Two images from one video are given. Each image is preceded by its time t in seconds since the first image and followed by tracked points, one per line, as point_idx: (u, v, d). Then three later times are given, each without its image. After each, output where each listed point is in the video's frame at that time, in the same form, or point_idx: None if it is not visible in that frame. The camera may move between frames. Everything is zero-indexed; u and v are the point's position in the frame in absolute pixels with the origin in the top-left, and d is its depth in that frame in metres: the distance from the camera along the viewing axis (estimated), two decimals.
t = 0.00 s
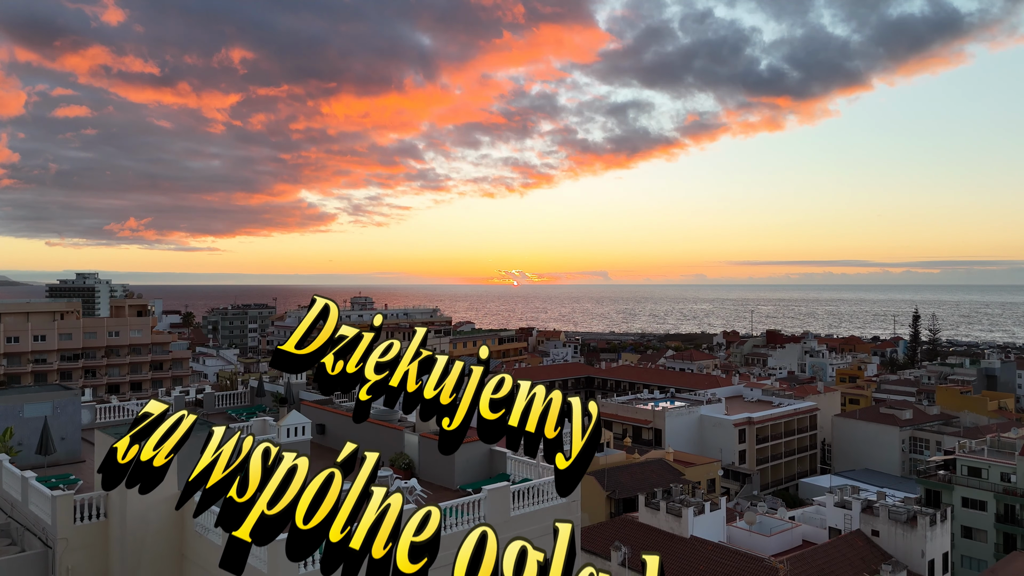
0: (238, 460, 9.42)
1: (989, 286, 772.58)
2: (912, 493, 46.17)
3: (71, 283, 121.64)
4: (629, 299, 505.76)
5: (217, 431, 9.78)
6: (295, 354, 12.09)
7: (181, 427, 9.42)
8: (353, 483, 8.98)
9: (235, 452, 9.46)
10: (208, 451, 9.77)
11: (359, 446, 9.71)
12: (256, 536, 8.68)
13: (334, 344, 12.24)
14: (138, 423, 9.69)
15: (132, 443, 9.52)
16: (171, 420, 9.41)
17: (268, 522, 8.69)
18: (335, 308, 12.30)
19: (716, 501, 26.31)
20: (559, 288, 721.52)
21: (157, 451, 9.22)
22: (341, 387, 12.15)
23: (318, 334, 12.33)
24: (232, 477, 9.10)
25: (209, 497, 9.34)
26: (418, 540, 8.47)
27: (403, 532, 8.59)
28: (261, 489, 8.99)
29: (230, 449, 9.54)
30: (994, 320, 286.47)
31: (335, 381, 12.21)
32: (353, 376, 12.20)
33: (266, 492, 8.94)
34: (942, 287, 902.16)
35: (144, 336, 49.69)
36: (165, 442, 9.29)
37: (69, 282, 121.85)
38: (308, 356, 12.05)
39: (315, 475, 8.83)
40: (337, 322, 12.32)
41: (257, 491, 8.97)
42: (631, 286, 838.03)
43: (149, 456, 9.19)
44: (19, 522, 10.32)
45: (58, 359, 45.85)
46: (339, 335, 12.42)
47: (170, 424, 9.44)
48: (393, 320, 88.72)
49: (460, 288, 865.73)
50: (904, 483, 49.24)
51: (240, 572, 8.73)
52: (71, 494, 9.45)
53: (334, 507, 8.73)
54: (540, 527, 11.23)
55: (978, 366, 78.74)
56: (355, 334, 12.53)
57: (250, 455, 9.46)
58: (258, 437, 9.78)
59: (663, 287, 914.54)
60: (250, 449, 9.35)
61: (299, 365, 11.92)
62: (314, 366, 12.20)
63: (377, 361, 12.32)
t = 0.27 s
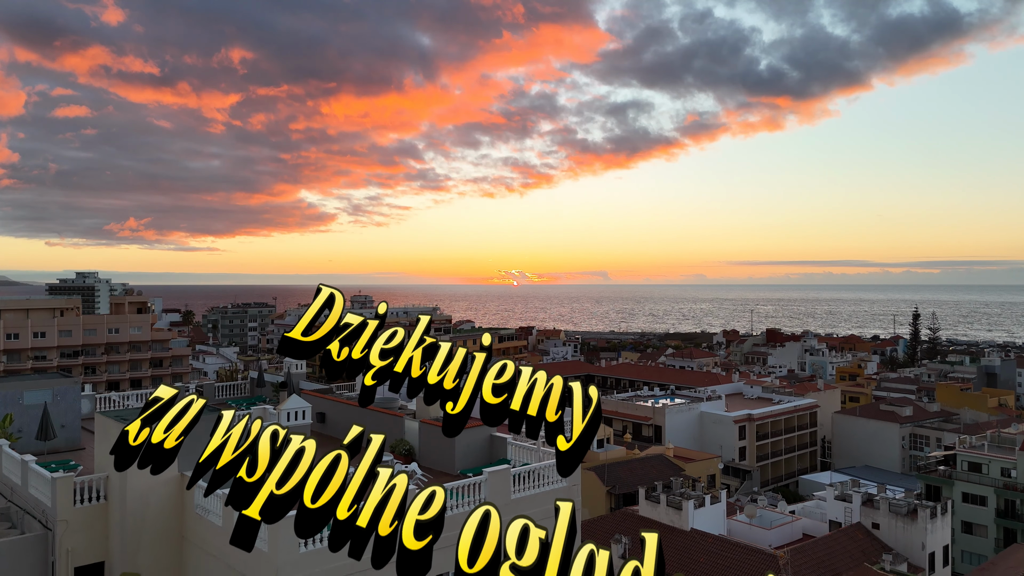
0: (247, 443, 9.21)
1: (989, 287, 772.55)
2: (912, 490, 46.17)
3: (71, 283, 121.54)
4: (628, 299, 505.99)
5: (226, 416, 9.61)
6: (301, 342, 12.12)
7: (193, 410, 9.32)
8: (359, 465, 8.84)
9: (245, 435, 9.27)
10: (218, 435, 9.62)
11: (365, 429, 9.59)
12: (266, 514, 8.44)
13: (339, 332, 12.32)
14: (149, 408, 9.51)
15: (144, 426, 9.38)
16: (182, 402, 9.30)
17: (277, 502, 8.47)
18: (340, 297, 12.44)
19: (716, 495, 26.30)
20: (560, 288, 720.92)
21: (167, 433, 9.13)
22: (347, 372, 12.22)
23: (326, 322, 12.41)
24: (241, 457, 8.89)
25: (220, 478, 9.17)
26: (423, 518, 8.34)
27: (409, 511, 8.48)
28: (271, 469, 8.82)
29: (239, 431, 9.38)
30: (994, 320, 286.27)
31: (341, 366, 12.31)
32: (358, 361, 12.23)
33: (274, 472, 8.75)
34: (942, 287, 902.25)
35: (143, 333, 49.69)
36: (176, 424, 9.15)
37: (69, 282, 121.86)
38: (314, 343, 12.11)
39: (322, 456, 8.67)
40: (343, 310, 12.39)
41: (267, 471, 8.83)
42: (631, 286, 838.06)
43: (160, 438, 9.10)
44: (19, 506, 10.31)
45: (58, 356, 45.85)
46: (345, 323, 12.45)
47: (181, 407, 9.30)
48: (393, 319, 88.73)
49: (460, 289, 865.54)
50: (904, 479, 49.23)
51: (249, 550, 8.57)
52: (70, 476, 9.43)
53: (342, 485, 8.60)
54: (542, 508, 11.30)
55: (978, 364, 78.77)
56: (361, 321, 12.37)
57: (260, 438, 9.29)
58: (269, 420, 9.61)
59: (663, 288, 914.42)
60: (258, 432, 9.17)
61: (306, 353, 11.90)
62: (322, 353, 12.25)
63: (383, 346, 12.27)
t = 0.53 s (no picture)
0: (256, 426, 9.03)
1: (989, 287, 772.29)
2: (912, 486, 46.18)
3: (71, 281, 121.60)
4: (628, 298, 506.02)
5: (234, 400, 9.38)
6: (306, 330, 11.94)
7: (201, 397, 9.22)
8: (366, 446, 8.76)
9: (253, 418, 9.05)
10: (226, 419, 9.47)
11: (370, 413, 9.53)
12: (275, 492, 8.24)
13: (345, 319, 12.17)
14: (159, 393, 9.40)
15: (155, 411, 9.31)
16: (191, 388, 9.21)
17: (286, 481, 8.29)
18: (343, 288, 11.99)
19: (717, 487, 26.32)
20: (559, 288, 720.93)
21: (176, 417, 9.00)
22: (352, 358, 12.10)
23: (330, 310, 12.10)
24: (250, 440, 8.74)
25: (228, 460, 8.99)
26: (427, 497, 8.28)
27: (415, 491, 8.41)
28: (279, 452, 8.70)
29: (248, 414, 9.23)
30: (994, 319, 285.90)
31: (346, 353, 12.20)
32: (363, 348, 12.09)
33: (283, 454, 8.59)
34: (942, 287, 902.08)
35: (143, 329, 49.73)
36: (186, 408, 9.04)
37: (69, 280, 121.93)
38: (319, 331, 11.93)
39: (329, 439, 8.58)
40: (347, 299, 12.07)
41: (275, 453, 8.70)
42: (631, 287, 839.30)
43: (170, 422, 8.96)
44: (19, 487, 10.30)
45: (58, 352, 45.90)
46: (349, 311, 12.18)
47: (191, 391, 9.24)
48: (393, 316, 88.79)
49: (460, 289, 865.39)
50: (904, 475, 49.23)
51: (259, 528, 8.34)
52: (70, 455, 9.43)
53: (348, 468, 8.52)
54: (545, 489, 11.37)
55: (979, 361, 78.70)
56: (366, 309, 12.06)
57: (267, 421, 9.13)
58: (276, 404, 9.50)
59: (663, 288, 914.23)
60: (266, 415, 9.03)
61: (312, 340, 11.71)
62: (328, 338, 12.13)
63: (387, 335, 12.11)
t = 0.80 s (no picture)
0: (265, 408, 8.89)
1: (988, 287, 772.46)
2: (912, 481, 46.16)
3: (70, 279, 121.68)
4: (628, 298, 506.19)
5: (243, 382, 9.12)
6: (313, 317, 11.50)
7: (209, 381, 9.05)
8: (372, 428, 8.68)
9: (262, 401, 8.92)
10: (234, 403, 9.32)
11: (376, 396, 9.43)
12: (283, 474, 8.18)
13: (350, 308, 11.73)
14: (168, 376, 9.25)
15: (165, 394, 9.15)
16: (199, 372, 9.04)
17: (293, 463, 8.24)
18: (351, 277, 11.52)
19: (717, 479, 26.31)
20: (559, 288, 720.95)
21: (186, 401, 8.87)
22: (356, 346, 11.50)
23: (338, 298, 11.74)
24: (258, 424, 8.63)
25: (237, 443, 8.87)
26: (432, 478, 8.26)
27: (419, 472, 8.37)
28: (287, 434, 8.56)
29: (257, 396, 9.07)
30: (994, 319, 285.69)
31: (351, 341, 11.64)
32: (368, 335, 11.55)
33: (291, 436, 8.50)
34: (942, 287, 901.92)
35: (143, 325, 49.78)
36: (196, 393, 8.91)
37: (69, 279, 122.00)
38: (325, 318, 11.48)
39: (336, 423, 8.48)
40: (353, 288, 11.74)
41: (283, 435, 8.56)
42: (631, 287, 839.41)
43: (180, 406, 8.84)
44: (19, 466, 10.31)
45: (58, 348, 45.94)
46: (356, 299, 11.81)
47: (200, 375, 9.05)
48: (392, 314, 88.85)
49: (460, 289, 865.53)
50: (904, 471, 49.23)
51: (270, 508, 8.28)
52: (70, 433, 9.43)
53: (354, 450, 8.44)
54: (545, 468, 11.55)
55: (978, 359, 78.68)
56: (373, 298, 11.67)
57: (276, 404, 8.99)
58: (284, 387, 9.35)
59: (663, 288, 914.44)
60: (276, 398, 8.90)
61: (316, 328, 11.24)
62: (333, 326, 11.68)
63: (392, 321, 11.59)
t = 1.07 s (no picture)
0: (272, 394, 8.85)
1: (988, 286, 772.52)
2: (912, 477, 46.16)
3: (70, 278, 121.77)
4: (628, 298, 506.15)
5: (251, 368, 9.09)
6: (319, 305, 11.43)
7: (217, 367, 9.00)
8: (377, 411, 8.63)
9: (269, 386, 8.88)
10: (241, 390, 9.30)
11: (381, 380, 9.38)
12: (291, 456, 8.16)
13: (356, 296, 11.57)
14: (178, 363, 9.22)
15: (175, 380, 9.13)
16: (208, 359, 8.98)
17: (301, 446, 8.22)
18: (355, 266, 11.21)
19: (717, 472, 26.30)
20: (559, 288, 721.00)
21: (195, 387, 8.84)
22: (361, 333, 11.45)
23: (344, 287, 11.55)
24: (265, 408, 8.59)
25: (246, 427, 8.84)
26: (437, 459, 8.19)
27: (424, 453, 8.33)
28: (295, 417, 8.53)
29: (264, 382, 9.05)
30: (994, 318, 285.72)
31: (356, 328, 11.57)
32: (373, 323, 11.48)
33: (299, 420, 8.47)
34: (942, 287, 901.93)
35: (144, 322, 49.78)
36: (205, 379, 8.86)
37: (69, 278, 122.06)
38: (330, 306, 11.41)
39: (341, 407, 8.43)
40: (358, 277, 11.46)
41: (291, 419, 8.53)
42: (631, 287, 839.64)
43: (189, 391, 8.81)
44: (19, 447, 10.31)
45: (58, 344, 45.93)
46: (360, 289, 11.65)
47: (209, 362, 9.00)
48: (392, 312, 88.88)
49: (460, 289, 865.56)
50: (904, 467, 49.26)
51: (278, 487, 8.26)
52: (70, 412, 9.44)
53: (360, 432, 8.39)
54: (545, 450, 11.61)
55: (978, 356, 78.74)
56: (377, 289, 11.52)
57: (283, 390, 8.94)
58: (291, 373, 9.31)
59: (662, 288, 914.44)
60: (283, 383, 8.87)
61: (320, 316, 11.21)
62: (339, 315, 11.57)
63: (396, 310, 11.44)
